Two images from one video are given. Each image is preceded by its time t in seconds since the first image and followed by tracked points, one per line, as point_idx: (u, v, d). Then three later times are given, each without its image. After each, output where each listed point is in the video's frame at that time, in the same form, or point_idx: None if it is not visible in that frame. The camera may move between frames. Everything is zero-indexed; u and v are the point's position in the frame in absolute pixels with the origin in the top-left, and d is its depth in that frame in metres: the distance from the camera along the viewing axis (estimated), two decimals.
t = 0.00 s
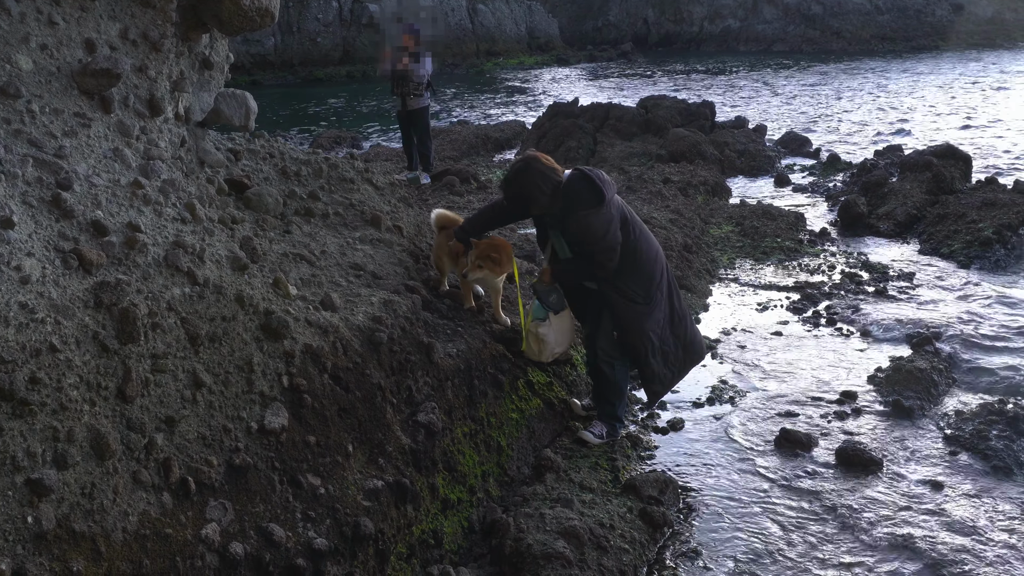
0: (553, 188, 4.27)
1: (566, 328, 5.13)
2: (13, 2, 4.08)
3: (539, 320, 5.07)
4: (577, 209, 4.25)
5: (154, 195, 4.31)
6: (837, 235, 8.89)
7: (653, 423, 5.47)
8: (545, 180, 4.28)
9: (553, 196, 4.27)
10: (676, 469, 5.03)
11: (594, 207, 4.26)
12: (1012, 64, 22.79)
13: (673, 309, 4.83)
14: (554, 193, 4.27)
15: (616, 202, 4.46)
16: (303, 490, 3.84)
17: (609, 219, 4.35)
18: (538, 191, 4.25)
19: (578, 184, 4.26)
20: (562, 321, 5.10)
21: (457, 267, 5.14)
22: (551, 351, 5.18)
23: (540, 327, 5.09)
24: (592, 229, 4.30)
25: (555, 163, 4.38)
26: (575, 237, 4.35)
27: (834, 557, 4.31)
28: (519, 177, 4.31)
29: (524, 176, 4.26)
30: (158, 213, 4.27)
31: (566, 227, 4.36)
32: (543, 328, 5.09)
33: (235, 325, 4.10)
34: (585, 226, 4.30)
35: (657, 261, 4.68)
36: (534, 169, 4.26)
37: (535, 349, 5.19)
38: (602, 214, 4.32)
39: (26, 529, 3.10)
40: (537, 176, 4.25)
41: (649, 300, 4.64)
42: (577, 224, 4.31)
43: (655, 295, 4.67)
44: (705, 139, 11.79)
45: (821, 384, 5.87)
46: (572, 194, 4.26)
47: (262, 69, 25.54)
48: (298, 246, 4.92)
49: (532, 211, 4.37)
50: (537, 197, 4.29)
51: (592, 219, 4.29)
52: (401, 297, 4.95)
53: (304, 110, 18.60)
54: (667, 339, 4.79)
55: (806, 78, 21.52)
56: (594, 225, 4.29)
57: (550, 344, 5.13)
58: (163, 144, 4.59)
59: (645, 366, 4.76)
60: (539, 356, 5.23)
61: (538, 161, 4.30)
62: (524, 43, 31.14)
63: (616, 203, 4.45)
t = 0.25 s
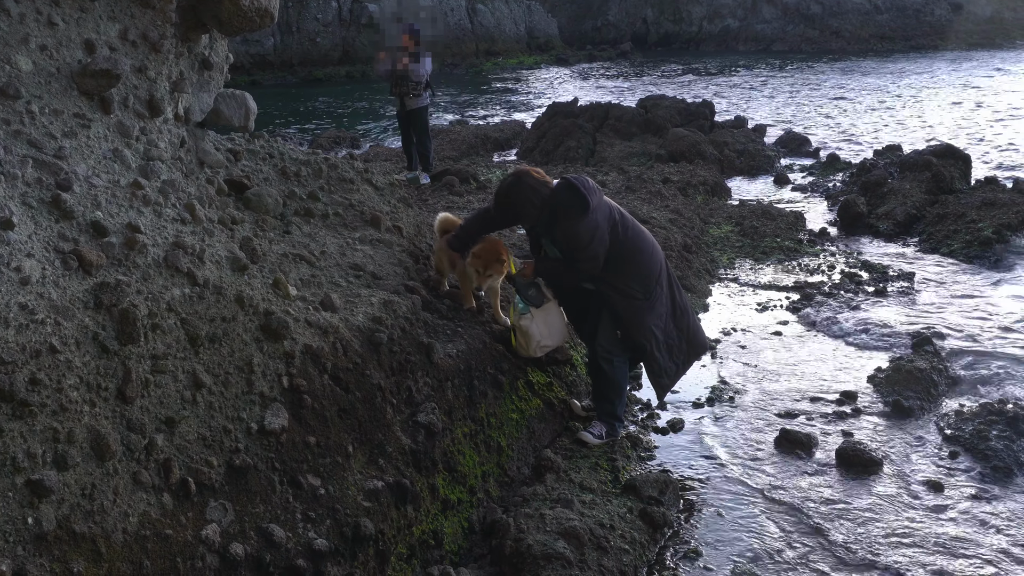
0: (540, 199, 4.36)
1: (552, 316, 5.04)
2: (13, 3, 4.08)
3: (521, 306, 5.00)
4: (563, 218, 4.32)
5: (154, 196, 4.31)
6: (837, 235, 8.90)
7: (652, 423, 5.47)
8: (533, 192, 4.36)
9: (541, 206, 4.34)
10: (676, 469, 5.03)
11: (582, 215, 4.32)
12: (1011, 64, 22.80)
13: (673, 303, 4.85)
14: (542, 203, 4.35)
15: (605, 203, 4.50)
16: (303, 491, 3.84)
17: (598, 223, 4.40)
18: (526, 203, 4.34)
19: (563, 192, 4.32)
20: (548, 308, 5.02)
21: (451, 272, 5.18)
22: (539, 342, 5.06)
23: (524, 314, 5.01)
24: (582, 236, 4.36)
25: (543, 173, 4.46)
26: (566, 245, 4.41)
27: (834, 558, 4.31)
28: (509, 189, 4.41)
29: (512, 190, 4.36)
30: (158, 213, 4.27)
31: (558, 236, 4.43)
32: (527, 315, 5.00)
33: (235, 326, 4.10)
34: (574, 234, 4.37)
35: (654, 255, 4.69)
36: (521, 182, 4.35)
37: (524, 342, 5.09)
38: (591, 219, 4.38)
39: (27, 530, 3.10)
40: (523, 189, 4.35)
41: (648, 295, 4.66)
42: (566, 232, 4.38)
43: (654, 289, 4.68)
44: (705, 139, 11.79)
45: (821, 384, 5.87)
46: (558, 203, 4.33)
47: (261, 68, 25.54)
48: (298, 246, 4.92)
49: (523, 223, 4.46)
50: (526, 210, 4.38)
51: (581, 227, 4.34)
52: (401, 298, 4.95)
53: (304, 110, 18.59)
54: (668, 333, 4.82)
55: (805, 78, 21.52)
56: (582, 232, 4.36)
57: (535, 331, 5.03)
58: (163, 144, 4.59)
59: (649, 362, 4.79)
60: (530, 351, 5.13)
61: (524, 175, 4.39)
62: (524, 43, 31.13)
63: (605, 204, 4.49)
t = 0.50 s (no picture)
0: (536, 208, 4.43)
1: (550, 309, 5.04)
2: (15, 4, 4.08)
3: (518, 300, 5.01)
4: (559, 225, 4.37)
5: (156, 196, 4.31)
6: (838, 235, 8.90)
7: (654, 424, 5.47)
8: (529, 201, 4.44)
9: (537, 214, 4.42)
10: (677, 470, 5.03)
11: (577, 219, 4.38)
12: (1012, 65, 22.80)
13: (674, 301, 4.86)
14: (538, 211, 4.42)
15: (600, 205, 4.54)
16: (305, 492, 3.84)
17: (593, 226, 4.45)
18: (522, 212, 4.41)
19: (556, 198, 4.38)
20: (544, 303, 5.03)
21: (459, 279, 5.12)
22: (540, 337, 5.03)
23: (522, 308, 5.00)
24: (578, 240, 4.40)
25: (538, 182, 4.54)
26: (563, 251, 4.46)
27: (836, 559, 4.31)
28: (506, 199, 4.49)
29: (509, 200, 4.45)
30: (160, 214, 4.27)
31: (555, 242, 4.48)
32: (525, 309, 5.00)
33: (237, 327, 4.10)
34: (571, 239, 4.42)
35: (654, 254, 4.71)
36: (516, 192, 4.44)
37: (525, 339, 5.06)
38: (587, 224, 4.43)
39: (29, 531, 3.10)
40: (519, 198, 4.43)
41: (649, 293, 4.68)
42: (562, 238, 4.43)
43: (655, 287, 4.70)
44: (706, 140, 11.80)
45: (823, 385, 5.87)
46: (552, 210, 4.39)
47: (262, 69, 25.56)
48: (299, 247, 4.92)
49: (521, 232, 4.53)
50: (524, 219, 4.46)
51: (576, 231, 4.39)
52: (403, 299, 4.94)
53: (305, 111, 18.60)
54: (668, 331, 4.84)
55: (806, 78, 21.51)
56: (579, 237, 4.40)
57: (535, 326, 4.99)
58: (164, 145, 4.59)
59: (650, 360, 4.80)
60: (532, 348, 5.09)
61: (519, 185, 4.48)
62: (524, 44, 31.13)
63: (600, 206, 4.53)
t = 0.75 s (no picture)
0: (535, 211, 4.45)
1: (550, 305, 4.99)
2: (18, 6, 4.08)
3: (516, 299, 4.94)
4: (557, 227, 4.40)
5: (158, 198, 4.32)
6: (840, 237, 8.90)
7: (656, 425, 5.46)
8: (528, 204, 4.47)
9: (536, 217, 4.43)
10: (679, 471, 5.02)
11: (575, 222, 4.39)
12: (1014, 66, 22.79)
13: (674, 303, 4.86)
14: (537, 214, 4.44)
15: (600, 207, 4.54)
16: (307, 493, 3.84)
17: (592, 229, 4.46)
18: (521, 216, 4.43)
19: (555, 201, 4.40)
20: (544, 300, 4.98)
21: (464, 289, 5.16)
22: (543, 335, 4.99)
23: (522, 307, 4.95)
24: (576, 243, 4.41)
25: (538, 185, 4.56)
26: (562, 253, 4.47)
27: (839, 561, 4.31)
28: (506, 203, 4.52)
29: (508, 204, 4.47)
30: (162, 216, 4.28)
31: (554, 245, 4.49)
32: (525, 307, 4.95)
33: (240, 328, 4.10)
34: (569, 241, 4.43)
35: (654, 255, 4.70)
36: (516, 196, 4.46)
37: (529, 337, 5.03)
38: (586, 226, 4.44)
39: (32, 532, 3.11)
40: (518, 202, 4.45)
41: (649, 294, 4.67)
42: (561, 241, 4.45)
43: (656, 287, 4.69)
44: (708, 141, 11.80)
45: (825, 386, 5.87)
46: (551, 212, 4.41)
47: (263, 70, 25.57)
48: (302, 249, 4.92)
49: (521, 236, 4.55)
50: (524, 222, 4.49)
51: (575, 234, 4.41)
52: (405, 300, 4.95)
53: (306, 112, 18.61)
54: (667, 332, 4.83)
55: (808, 80, 21.51)
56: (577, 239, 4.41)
57: (537, 324, 4.95)
58: (167, 146, 4.59)
59: (649, 361, 4.79)
60: (536, 346, 5.07)
61: (519, 188, 4.50)
62: (526, 45, 31.14)
63: (599, 208, 4.53)
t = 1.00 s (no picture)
0: (536, 212, 4.45)
1: (553, 304, 4.99)
2: (20, 7, 4.09)
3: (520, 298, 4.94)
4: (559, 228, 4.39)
5: (160, 199, 4.32)
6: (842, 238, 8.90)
7: (658, 427, 5.46)
8: (530, 205, 4.46)
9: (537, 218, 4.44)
10: (681, 473, 5.02)
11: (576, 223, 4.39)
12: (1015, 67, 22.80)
13: (675, 304, 4.86)
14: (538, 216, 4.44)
15: (601, 208, 4.54)
16: (309, 494, 3.85)
17: (593, 230, 4.45)
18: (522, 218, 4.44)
19: (556, 202, 4.40)
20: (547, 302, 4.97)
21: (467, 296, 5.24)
22: (547, 335, 4.99)
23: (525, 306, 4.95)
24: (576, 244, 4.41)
25: (540, 187, 4.57)
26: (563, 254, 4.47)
27: (840, 562, 4.31)
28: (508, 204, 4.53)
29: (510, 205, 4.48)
30: (164, 217, 4.28)
31: (555, 247, 4.49)
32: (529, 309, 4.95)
33: (241, 329, 4.11)
34: (570, 243, 4.43)
35: (656, 256, 4.70)
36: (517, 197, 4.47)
37: (532, 337, 5.04)
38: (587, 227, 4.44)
39: (34, 533, 3.11)
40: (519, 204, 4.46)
41: (651, 295, 4.66)
42: (563, 242, 4.44)
43: (658, 288, 4.68)
44: (709, 142, 11.80)
45: (826, 388, 5.87)
46: (552, 213, 4.41)
47: (265, 71, 25.59)
48: (304, 250, 4.92)
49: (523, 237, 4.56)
50: (525, 223, 4.49)
51: (575, 235, 4.41)
52: (407, 302, 4.95)
53: (308, 113, 18.62)
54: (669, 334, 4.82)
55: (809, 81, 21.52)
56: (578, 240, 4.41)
57: (541, 323, 4.95)
58: (169, 148, 4.60)
59: (651, 362, 4.78)
60: (540, 346, 5.07)
61: (520, 190, 4.50)
62: (528, 46, 31.16)
63: (601, 209, 4.53)
